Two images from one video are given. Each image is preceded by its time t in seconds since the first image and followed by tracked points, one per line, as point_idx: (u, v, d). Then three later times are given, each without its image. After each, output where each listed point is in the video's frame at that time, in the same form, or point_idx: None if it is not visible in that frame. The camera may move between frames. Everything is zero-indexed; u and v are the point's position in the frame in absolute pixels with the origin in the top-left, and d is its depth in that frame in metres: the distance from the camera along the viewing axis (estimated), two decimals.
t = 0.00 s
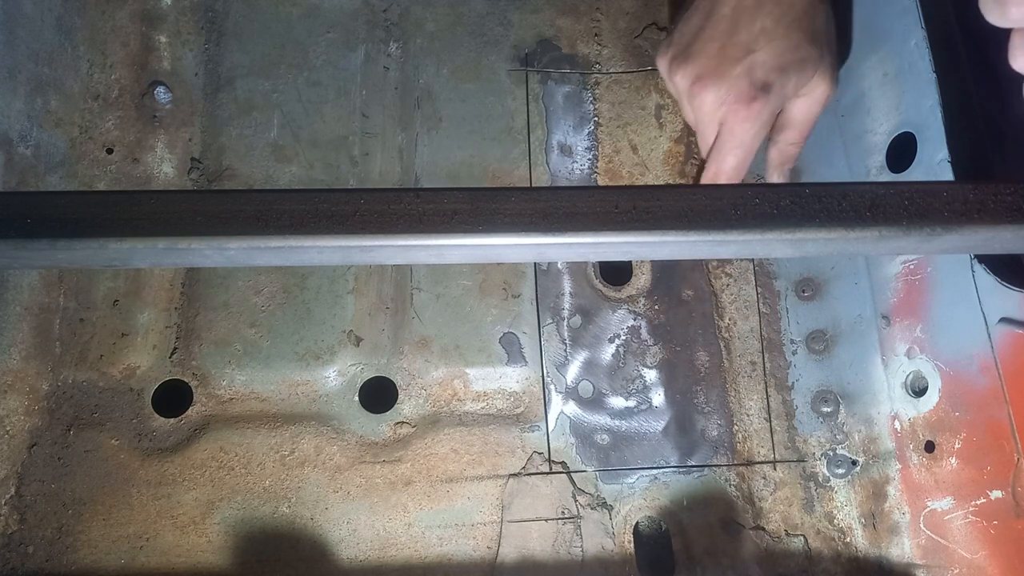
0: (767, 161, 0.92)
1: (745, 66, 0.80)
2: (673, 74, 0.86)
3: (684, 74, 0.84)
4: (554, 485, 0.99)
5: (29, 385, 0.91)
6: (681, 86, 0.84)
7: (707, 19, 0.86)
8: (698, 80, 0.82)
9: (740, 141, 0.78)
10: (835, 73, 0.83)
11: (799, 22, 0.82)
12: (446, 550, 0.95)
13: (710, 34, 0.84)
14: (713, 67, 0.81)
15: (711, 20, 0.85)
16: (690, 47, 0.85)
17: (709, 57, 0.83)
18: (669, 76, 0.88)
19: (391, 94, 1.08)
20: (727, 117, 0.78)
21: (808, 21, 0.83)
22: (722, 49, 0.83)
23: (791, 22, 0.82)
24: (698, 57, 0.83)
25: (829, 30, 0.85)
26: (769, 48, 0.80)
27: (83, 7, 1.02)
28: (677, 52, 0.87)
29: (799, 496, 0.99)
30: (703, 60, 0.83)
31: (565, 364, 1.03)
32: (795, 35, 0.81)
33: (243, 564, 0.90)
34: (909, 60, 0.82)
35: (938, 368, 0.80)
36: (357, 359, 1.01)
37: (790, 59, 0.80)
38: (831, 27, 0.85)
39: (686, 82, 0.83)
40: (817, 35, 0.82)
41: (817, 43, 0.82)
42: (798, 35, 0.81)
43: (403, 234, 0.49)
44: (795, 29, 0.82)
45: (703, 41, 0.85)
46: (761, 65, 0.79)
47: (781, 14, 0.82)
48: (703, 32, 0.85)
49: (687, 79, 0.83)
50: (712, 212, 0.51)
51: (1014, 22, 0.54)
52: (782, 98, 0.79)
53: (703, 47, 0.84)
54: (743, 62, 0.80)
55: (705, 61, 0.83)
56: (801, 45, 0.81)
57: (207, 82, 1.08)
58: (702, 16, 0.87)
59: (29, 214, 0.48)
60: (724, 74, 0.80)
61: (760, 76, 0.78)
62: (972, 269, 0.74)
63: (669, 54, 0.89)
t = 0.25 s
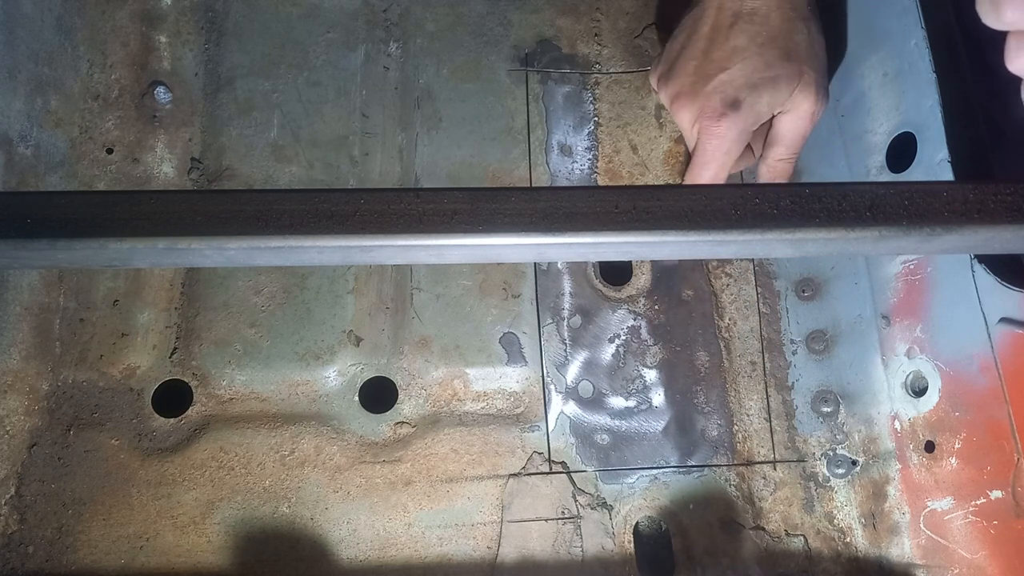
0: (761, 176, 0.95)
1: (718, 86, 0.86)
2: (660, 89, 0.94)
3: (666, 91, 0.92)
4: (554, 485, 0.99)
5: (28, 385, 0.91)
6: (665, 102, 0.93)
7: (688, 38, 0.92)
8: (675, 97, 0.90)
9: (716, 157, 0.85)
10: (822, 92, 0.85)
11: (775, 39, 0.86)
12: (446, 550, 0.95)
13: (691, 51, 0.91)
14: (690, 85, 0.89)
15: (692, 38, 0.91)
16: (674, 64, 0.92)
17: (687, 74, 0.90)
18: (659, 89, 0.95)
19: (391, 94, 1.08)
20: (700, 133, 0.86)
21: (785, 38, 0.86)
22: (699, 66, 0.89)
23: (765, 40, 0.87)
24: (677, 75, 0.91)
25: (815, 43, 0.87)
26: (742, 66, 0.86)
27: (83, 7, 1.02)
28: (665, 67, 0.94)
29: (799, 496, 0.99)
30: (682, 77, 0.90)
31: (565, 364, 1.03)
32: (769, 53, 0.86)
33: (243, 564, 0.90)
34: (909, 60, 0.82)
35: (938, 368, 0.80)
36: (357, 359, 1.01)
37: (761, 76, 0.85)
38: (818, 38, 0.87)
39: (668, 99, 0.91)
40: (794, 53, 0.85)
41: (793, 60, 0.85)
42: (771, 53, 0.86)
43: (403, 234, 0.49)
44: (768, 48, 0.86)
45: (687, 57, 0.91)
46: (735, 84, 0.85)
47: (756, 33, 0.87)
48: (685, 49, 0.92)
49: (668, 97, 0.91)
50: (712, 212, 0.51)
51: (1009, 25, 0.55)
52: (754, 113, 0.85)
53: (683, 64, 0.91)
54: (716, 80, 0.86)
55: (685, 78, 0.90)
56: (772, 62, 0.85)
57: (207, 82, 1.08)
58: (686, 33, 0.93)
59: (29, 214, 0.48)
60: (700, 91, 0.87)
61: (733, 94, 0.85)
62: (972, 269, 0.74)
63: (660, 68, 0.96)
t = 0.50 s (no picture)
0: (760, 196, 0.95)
1: (726, 108, 0.86)
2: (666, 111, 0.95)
3: (673, 113, 0.93)
4: (554, 486, 0.99)
5: (29, 385, 0.91)
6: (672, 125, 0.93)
7: (693, 62, 0.93)
8: (683, 120, 0.90)
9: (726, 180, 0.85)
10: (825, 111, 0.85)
11: (782, 60, 0.86)
12: (446, 550, 0.95)
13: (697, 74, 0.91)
14: (697, 107, 0.89)
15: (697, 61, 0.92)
16: (679, 87, 0.93)
17: (694, 97, 0.90)
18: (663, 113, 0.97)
19: (391, 94, 1.08)
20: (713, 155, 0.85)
21: (792, 58, 0.86)
22: (705, 88, 0.89)
23: (773, 61, 0.86)
24: (684, 98, 0.92)
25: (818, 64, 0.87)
26: (750, 88, 0.86)
27: (83, 7, 1.02)
28: (670, 89, 0.95)
29: (799, 496, 0.99)
30: (688, 100, 0.91)
31: (565, 364, 1.03)
32: (777, 73, 0.85)
33: (243, 564, 0.90)
34: (909, 60, 0.81)
35: (938, 368, 0.80)
36: (357, 359, 1.01)
37: (771, 97, 0.84)
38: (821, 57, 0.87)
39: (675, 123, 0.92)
40: (801, 72, 0.85)
41: (801, 79, 0.84)
42: (780, 73, 0.85)
43: (403, 234, 0.49)
44: (776, 68, 0.85)
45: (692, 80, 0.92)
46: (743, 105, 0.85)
47: (763, 54, 0.87)
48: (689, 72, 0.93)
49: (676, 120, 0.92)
50: (712, 212, 0.51)
51: (1002, 29, 0.55)
52: (766, 134, 0.84)
53: (689, 87, 0.92)
54: (724, 102, 0.86)
55: (691, 100, 0.91)
56: (782, 83, 0.85)
57: (207, 82, 1.07)
58: (690, 55, 0.94)
59: (29, 214, 0.48)
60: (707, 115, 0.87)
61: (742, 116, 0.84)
62: (972, 269, 0.74)
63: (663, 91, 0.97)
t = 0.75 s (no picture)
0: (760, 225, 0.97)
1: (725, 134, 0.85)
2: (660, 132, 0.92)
3: (669, 135, 0.90)
4: (554, 485, 0.99)
5: (29, 385, 0.91)
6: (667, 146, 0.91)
7: (691, 84, 0.91)
8: (681, 144, 0.88)
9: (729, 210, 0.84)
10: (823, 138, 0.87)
11: (782, 87, 0.87)
12: (446, 550, 0.95)
13: (695, 96, 0.90)
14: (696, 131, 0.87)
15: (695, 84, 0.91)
16: (675, 108, 0.91)
17: (691, 120, 0.88)
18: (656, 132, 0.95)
19: (391, 94, 1.08)
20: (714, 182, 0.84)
21: (793, 86, 0.87)
22: (704, 112, 0.88)
23: (773, 87, 0.87)
24: (682, 119, 0.89)
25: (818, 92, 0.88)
26: (750, 115, 0.86)
27: (83, 7, 1.02)
28: (664, 108, 0.93)
29: (799, 496, 0.99)
30: (685, 121, 0.89)
31: (565, 364, 1.03)
32: (779, 100, 0.86)
33: (243, 564, 0.90)
34: (909, 60, 0.81)
35: (938, 368, 0.80)
36: (357, 359, 1.01)
37: (771, 124, 0.85)
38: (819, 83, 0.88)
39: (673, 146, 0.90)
40: (802, 100, 0.86)
41: (801, 106, 0.86)
42: (780, 101, 0.86)
43: (403, 234, 0.49)
44: (778, 94, 0.86)
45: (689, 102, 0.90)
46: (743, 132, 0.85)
47: (763, 81, 0.87)
48: (687, 93, 0.91)
49: (672, 141, 0.90)
50: (712, 211, 0.51)
51: (1001, 29, 0.54)
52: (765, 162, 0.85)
53: (686, 108, 0.90)
54: (725, 128, 0.85)
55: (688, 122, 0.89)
56: (783, 109, 0.85)
57: (207, 82, 1.07)
58: (687, 78, 0.92)
59: (29, 215, 0.48)
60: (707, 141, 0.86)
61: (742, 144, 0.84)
62: (972, 269, 0.74)
63: (656, 110, 0.95)
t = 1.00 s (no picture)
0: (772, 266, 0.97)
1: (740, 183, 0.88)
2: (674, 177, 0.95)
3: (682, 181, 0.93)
4: (554, 485, 0.99)
5: (29, 385, 0.91)
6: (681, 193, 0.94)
7: (701, 132, 0.93)
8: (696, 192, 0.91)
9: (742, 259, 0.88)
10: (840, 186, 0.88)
11: (796, 132, 0.87)
12: (446, 550, 0.95)
13: (707, 143, 0.92)
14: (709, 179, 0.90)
15: (706, 131, 0.93)
16: (687, 154, 0.93)
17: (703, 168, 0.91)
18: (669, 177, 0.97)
19: (391, 94, 1.08)
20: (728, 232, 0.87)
21: (808, 130, 0.87)
22: (715, 160, 0.90)
23: (787, 134, 0.88)
24: (694, 165, 0.92)
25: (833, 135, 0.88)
26: (763, 163, 0.88)
27: (83, 7, 1.02)
28: (676, 154, 0.95)
29: (799, 496, 0.99)
30: (698, 169, 0.91)
31: (565, 364, 1.03)
32: (793, 147, 0.87)
33: (243, 564, 0.90)
34: (909, 60, 0.82)
35: (938, 368, 0.80)
36: (357, 359, 1.01)
37: (786, 172, 0.86)
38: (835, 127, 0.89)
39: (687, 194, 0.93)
40: (816, 144, 0.87)
41: (816, 152, 0.86)
42: (794, 148, 0.87)
43: (403, 234, 0.49)
44: (791, 140, 0.87)
45: (701, 149, 0.92)
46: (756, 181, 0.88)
47: (776, 127, 0.88)
48: (698, 139, 0.93)
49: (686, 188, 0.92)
50: (713, 212, 0.51)
51: (1001, 31, 0.54)
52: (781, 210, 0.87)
53: (699, 155, 0.92)
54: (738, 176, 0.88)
55: (701, 170, 0.91)
56: (797, 157, 0.86)
57: (207, 82, 1.07)
58: (698, 124, 0.94)
59: (29, 215, 0.48)
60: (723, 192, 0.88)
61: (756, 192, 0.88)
62: (972, 269, 0.74)
63: (667, 155, 0.97)
